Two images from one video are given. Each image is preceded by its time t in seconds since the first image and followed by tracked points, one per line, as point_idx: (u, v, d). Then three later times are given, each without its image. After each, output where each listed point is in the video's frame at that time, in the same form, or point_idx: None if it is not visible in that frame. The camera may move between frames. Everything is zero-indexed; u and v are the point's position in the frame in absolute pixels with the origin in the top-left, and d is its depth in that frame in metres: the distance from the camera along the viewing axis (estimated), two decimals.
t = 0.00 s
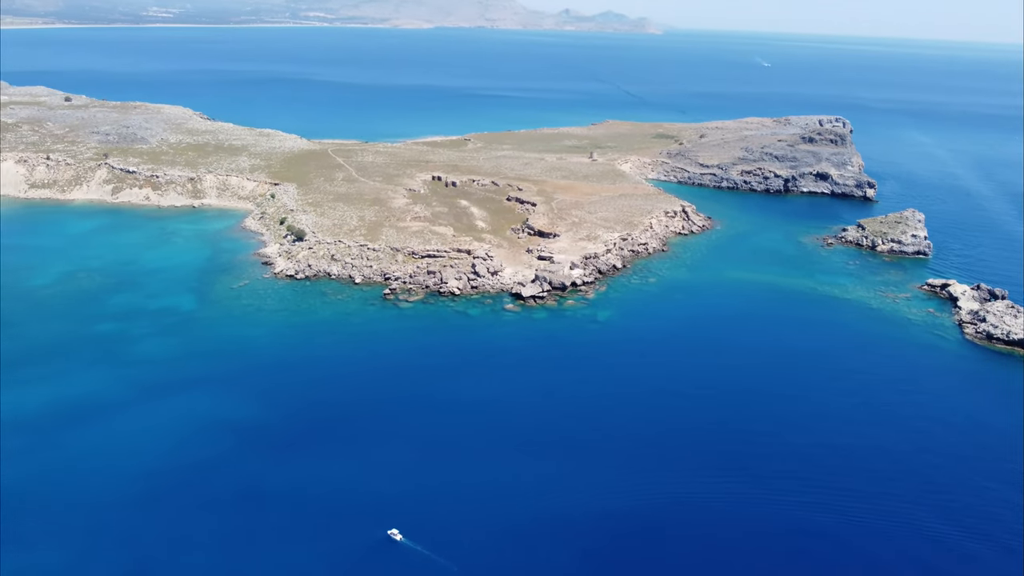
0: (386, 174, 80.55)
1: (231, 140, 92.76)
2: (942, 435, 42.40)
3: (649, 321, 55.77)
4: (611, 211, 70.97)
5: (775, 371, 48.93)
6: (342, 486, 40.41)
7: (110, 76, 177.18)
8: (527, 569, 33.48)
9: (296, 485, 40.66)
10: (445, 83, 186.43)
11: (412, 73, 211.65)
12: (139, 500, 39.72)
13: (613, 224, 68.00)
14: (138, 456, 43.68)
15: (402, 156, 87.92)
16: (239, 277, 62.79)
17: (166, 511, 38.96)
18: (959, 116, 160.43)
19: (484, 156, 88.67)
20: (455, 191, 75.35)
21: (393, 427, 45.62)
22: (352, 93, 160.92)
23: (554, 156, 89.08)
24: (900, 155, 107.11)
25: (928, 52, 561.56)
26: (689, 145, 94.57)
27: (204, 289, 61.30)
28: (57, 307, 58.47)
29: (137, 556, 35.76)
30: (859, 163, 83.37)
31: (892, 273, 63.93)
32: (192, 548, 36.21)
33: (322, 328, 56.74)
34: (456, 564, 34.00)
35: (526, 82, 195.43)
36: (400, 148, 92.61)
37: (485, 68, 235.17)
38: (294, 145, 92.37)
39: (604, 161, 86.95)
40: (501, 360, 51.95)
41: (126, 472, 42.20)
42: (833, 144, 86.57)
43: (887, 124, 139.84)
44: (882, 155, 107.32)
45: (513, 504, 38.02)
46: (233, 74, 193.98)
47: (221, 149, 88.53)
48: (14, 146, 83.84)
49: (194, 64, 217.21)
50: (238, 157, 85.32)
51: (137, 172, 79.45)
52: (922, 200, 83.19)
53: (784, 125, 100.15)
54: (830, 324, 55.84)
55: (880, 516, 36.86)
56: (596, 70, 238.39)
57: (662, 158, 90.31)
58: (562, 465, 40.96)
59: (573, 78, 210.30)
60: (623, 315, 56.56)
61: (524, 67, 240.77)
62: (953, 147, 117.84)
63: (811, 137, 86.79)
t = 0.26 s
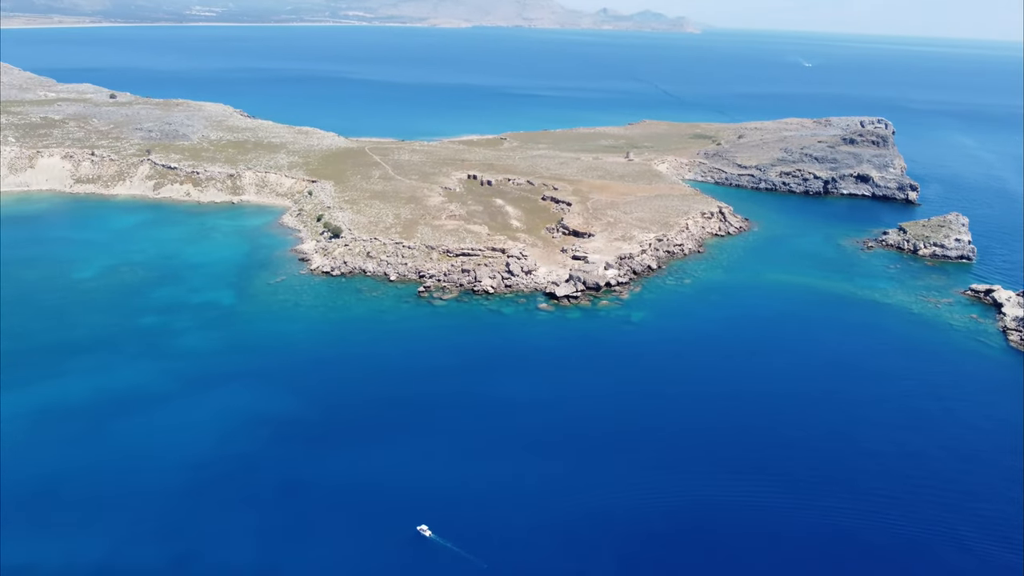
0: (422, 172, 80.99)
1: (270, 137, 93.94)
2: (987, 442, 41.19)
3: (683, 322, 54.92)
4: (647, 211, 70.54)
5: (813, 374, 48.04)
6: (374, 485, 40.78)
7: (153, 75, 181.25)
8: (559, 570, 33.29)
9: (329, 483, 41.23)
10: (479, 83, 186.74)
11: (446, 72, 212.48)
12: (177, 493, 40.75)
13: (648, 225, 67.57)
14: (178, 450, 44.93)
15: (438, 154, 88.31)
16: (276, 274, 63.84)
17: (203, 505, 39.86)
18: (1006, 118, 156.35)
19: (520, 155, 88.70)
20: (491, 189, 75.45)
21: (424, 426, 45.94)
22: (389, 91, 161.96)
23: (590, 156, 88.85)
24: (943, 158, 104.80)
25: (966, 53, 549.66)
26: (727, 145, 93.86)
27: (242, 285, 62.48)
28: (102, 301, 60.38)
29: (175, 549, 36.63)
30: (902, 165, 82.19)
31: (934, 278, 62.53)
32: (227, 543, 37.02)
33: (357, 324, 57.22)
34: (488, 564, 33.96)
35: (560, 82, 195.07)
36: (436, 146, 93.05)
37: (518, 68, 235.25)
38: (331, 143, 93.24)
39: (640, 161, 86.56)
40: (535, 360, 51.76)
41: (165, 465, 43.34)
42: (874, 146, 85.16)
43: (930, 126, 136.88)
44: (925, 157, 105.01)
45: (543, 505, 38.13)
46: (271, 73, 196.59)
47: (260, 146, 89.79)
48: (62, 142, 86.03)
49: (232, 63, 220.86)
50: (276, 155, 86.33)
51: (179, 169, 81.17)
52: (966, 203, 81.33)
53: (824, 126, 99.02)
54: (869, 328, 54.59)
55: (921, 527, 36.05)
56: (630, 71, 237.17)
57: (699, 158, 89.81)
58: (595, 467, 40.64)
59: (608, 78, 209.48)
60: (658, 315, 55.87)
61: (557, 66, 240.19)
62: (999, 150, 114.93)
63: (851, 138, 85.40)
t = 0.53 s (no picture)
0: (456, 171, 81.24)
1: (307, 135, 94.79)
2: None
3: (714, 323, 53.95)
4: (681, 212, 70.06)
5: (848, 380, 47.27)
6: (405, 490, 41.19)
7: (191, 72, 184.27)
8: None
9: (360, 486, 41.73)
10: (512, 82, 186.77)
11: (477, 71, 212.73)
12: (213, 492, 41.70)
13: (682, 226, 67.06)
14: (214, 448, 45.91)
15: (472, 153, 88.51)
16: (310, 270, 64.46)
17: (237, 505, 40.71)
18: None
19: (554, 155, 88.60)
20: (524, 189, 75.42)
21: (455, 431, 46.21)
22: (423, 90, 162.64)
23: (624, 156, 88.50)
24: (986, 161, 102.42)
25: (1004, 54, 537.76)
26: (763, 147, 93.05)
27: (277, 281, 63.20)
28: (141, 295, 61.60)
29: (209, 548, 37.55)
30: (944, 168, 80.74)
31: (975, 284, 61.04)
32: (260, 544, 37.77)
33: (388, 322, 57.50)
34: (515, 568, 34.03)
35: (592, 81, 194.22)
36: (470, 146, 93.27)
37: (549, 67, 234.87)
38: (366, 141, 93.83)
39: (675, 162, 86.10)
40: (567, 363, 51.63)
41: (202, 463, 44.34)
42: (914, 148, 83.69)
43: (973, 129, 133.91)
44: (968, 161, 102.74)
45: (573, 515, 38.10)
46: (307, 72, 198.54)
47: (296, 144, 90.68)
48: (104, 139, 87.70)
49: (267, 61, 223.58)
50: (312, 153, 87.09)
51: (216, 166, 82.49)
52: (1009, 208, 79.43)
53: (863, 128, 97.71)
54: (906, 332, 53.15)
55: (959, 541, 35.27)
56: (662, 71, 235.60)
57: (734, 160, 89.23)
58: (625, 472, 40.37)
59: (641, 78, 208.27)
60: (690, 317, 55.21)
61: (588, 66, 239.37)
62: None
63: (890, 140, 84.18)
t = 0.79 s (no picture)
0: (489, 172, 81.38)
1: (342, 135, 95.64)
2: None
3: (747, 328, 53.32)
4: (714, 215, 69.56)
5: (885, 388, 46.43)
6: (435, 491, 41.32)
7: (227, 73, 187.11)
8: None
9: (391, 486, 41.95)
10: (544, 83, 186.87)
11: (507, 73, 212.91)
12: (247, 489, 42.27)
13: (716, 229, 66.55)
14: (248, 443, 46.46)
15: (505, 154, 88.61)
16: (343, 269, 65.00)
17: (270, 501, 41.23)
18: None
19: (587, 156, 88.45)
20: (557, 190, 75.34)
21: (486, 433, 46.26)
22: (455, 91, 163.46)
23: (657, 158, 88.14)
24: None
25: None
26: (799, 150, 92.19)
27: (310, 279, 63.80)
28: (177, 290, 62.59)
29: (243, 544, 38.08)
30: (986, 172, 79.29)
31: (1017, 291, 59.56)
32: (292, 542, 38.17)
33: (419, 321, 57.69)
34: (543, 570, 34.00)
35: (623, 83, 193.30)
36: (503, 146, 93.46)
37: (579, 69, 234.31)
38: (400, 141, 94.44)
39: (709, 165, 85.52)
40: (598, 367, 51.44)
41: (236, 458, 44.94)
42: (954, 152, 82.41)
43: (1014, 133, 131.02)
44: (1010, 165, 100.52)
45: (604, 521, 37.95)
46: (339, 73, 200.54)
47: (331, 143, 91.47)
48: (144, 137, 89.30)
49: (299, 62, 226.12)
50: (347, 152, 87.83)
51: (252, 165, 83.58)
52: None
53: (901, 132, 95.95)
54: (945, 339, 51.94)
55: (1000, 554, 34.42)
56: (693, 72, 234.18)
57: (770, 163, 88.51)
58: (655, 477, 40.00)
59: (672, 80, 207.26)
60: (724, 321, 54.66)
61: (618, 68, 238.32)
62: None
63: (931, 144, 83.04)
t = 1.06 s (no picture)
0: (513, 173, 81.43)
1: (368, 135, 96.14)
2: None
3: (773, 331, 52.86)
4: (740, 217, 69.11)
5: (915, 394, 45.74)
6: (459, 492, 41.38)
7: (253, 73, 189.07)
8: None
9: (415, 486, 42.08)
10: (568, 84, 186.72)
11: (530, 73, 212.91)
12: (272, 486, 42.63)
13: (742, 231, 66.11)
14: (274, 439, 46.80)
15: (530, 155, 88.63)
16: (367, 268, 65.33)
17: (295, 499, 41.55)
18: None
19: (612, 157, 88.28)
20: (581, 191, 75.23)
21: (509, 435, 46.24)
22: (479, 92, 163.77)
23: (683, 160, 87.77)
24: None
25: None
26: (827, 152, 91.40)
27: (334, 278, 64.17)
28: (204, 288, 63.23)
29: (269, 542, 38.43)
30: (1019, 176, 78.00)
31: None
32: (317, 541, 38.44)
33: (443, 321, 57.82)
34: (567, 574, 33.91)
35: (648, 84, 192.54)
36: (528, 147, 93.50)
37: (602, 69, 233.79)
38: (425, 142, 94.74)
39: (735, 167, 85.02)
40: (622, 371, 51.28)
41: (262, 455, 45.30)
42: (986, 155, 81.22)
43: None
44: None
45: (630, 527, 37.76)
46: (364, 73, 201.66)
47: (357, 143, 91.98)
48: (173, 136, 90.40)
49: (323, 62, 227.76)
50: (373, 152, 88.29)
51: (279, 164, 84.29)
52: None
53: (931, 135, 94.74)
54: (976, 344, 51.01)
55: None
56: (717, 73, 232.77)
57: (797, 165, 87.87)
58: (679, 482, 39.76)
59: (696, 81, 206.24)
60: (749, 323, 54.22)
61: (641, 68, 237.52)
62: None
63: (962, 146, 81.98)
